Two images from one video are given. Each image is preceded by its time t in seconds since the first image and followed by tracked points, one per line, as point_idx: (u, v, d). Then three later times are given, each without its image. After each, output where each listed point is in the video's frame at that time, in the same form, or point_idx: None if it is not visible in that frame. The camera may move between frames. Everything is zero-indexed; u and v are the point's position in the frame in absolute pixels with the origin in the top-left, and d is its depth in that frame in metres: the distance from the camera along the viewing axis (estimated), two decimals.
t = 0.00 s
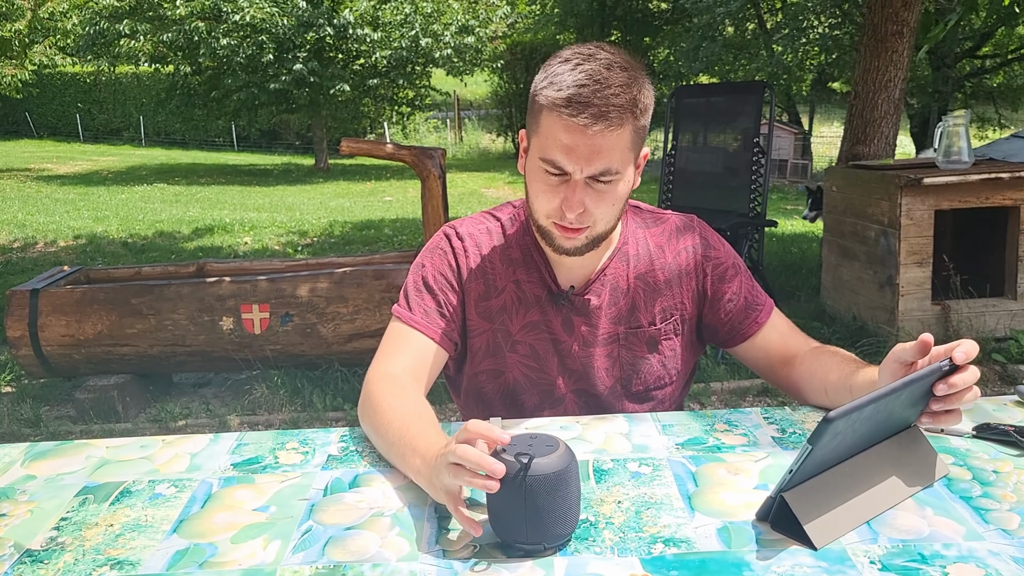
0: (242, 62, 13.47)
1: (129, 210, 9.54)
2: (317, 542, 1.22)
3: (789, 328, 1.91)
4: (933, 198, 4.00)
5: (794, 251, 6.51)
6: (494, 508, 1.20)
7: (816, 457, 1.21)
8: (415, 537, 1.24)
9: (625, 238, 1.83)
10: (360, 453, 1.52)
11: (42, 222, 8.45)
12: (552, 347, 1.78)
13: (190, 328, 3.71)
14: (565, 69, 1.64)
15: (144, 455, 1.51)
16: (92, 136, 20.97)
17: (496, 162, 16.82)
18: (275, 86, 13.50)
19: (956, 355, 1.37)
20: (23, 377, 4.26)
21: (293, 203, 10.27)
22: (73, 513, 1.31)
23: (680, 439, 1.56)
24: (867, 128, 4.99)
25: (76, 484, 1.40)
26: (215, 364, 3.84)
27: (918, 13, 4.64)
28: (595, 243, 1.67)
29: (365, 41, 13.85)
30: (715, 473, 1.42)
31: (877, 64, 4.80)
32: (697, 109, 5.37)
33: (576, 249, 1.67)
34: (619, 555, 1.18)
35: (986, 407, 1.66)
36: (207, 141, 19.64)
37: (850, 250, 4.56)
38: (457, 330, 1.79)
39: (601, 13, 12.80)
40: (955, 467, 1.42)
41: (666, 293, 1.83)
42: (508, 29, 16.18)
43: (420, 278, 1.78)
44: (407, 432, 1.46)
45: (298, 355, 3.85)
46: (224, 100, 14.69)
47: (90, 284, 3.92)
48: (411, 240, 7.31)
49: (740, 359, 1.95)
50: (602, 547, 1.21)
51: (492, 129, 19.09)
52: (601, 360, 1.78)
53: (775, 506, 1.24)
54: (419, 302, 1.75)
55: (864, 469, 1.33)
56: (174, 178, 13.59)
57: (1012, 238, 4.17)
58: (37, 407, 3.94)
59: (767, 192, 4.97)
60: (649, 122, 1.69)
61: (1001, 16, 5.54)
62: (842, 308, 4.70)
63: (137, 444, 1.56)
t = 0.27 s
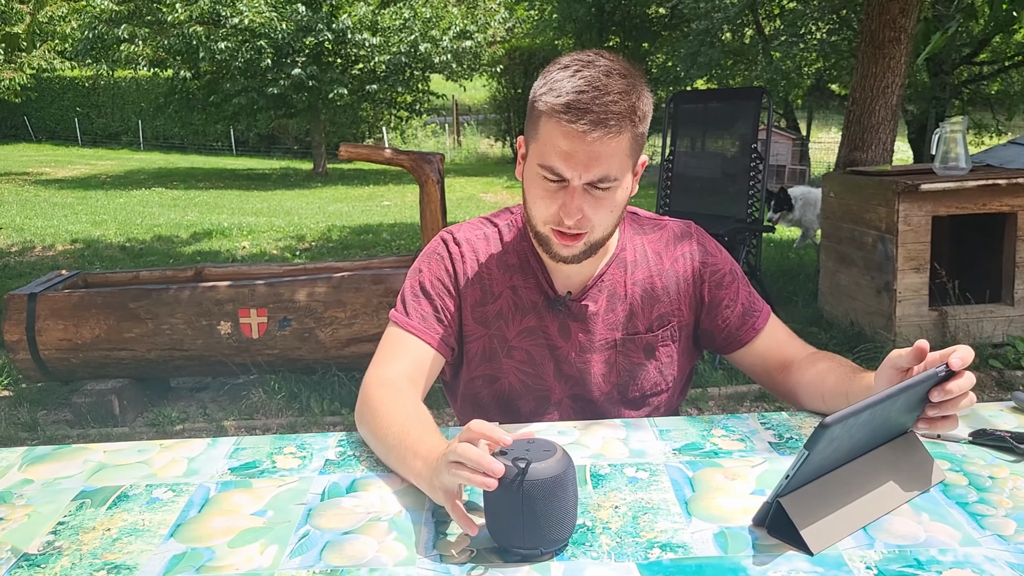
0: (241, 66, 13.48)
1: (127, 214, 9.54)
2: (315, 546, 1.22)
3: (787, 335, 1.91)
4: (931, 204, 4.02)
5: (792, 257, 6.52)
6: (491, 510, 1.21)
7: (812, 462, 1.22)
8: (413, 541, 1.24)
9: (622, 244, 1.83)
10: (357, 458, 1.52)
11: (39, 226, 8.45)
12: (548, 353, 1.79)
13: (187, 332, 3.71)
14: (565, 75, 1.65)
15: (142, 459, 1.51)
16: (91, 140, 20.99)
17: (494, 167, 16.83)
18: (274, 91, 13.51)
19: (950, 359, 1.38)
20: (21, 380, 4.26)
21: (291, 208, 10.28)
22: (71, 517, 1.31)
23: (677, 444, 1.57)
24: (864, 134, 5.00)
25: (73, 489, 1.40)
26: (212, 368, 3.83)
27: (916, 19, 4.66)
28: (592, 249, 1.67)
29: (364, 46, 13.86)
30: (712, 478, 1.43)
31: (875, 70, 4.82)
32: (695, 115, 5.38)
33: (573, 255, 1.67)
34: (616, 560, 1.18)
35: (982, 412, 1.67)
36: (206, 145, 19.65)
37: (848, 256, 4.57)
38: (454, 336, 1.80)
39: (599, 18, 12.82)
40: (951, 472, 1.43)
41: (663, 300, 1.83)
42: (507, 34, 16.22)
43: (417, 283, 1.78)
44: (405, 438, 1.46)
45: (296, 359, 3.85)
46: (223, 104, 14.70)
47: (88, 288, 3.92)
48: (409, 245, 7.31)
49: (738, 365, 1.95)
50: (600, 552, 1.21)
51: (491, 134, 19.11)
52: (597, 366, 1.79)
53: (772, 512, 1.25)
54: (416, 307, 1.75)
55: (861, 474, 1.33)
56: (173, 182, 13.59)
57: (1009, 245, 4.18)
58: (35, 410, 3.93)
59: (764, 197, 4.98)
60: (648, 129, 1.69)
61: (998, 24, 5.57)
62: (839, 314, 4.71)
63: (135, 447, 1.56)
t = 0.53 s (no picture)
0: (238, 68, 13.47)
1: (124, 216, 9.53)
2: (308, 548, 1.22)
3: (781, 337, 1.92)
4: (927, 206, 4.03)
5: (789, 259, 6.54)
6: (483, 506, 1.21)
7: (804, 464, 1.22)
8: (407, 542, 1.25)
9: (616, 246, 1.83)
10: (352, 460, 1.53)
11: (37, 229, 8.44)
12: (543, 355, 1.79)
13: (184, 334, 3.71)
14: (561, 79, 1.65)
15: (136, 461, 1.51)
16: (89, 142, 20.99)
17: (492, 169, 16.84)
18: (271, 93, 13.50)
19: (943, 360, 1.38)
20: (17, 383, 4.26)
21: (289, 210, 10.28)
22: (64, 518, 1.31)
23: (671, 446, 1.57)
24: (860, 136, 5.01)
25: (67, 490, 1.40)
26: (209, 371, 3.83)
27: (912, 22, 4.67)
28: (589, 252, 1.68)
29: (362, 48, 13.84)
30: (705, 479, 1.43)
31: (871, 73, 4.83)
32: (692, 117, 5.39)
33: (570, 258, 1.68)
34: (608, 561, 1.18)
35: (976, 413, 1.67)
36: (204, 148, 19.66)
37: (844, 258, 4.58)
38: (449, 338, 1.80)
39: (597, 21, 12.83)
40: (944, 473, 1.43)
41: (658, 302, 1.84)
42: (504, 37, 16.23)
43: (412, 285, 1.79)
44: (399, 439, 1.46)
45: (293, 361, 3.85)
46: (220, 107, 14.70)
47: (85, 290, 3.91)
48: (407, 247, 7.32)
49: (732, 367, 1.95)
50: (592, 553, 1.21)
51: (489, 137, 19.12)
52: (592, 368, 1.79)
53: (765, 513, 1.25)
54: (410, 309, 1.75)
55: (854, 475, 1.33)
56: (170, 185, 13.58)
57: (1005, 247, 4.19)
58: (31, 413, 3.93)
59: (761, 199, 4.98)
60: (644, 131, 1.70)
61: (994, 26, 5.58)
62: (835, 316, 4.71)
63: (128, 449, 1.56)
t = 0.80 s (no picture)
0: (238, 68, 13.47)
1: (124, 216, 9.53)
2: (314, 546, 1.22)
3: (785, 336, 1.92)
4: (929, 207, 4.03)
5: (790, 260, 6.53)
6: (493, 505, 1.20)
7: (812, 463, 1.22)
8: (413, 541, 1.24)
9: (621, 246, 1.83)
10: (357, 459, 1.52)
11: (37, 228, 8.43)
12: (546, 354, 1.79)
13: (185, 334, 3.70)
14: (569, 77, 1.64)
15: (141, 460, 1.50)
16: (88, 142, 20.98)
17: (492, 170, 16.84)
18: (271, 93, 13.50)
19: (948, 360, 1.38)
20: (18, 382, 4.25)
21: (289, 211, 10.28)
22: (69, 517, 1.30)
23: (677, 445, 1.56)
24: (862, 137, 5.02)
25: (72, 489, 1.40)
26: (210, 370, 3.83)
27: (913, 23, 4.67)
28: (595, 251, 1.67)
29: (362, 49, 13.84)
30: (711, 478, 1.43)
31: (873, 74, 4.83)
32: (694, 117, 5.39)
33: (576, 257, 1.68)
34: (616, 560, 1.18)
35: (981, 413, 1.67)
36: (204, 148, 19.65)
37: (845, 259, 4.58)
38: (453, 337, 1.79)
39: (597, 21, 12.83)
40: (950, 473, 1.43)
41: (662, 301, 1.83)
42: (504, 37, 16.23)
43: (416, 284, 1.78)
44: (403, 438, 1.46)
45: (294, 361, 3.84)
46: (220, 107, 14.69)
47: (86, 289, 3.91)
48: (408, 247, 7.32)
49: (736, 367, 1.95)
50: (600, 552, 1.20)
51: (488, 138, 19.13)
52: (597, 367, 1.79)
53: (772, 512, 1.25)
54: (414, 308, 1.75)
55: (861, 474, 1.33)
56: (170, 185, 13.58)
57: (1006, 248, 4.19)
58: (32, 412, 3.93)
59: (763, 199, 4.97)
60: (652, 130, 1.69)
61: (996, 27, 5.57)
62: (837, 317, 4.71)
63: (132, 448, 1.56)
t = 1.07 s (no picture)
0: (234, 69, 13.47)
1: (120, 218, 9.51)
2: (308, 550, 1.22)
3: (780, 339, 1.92)
4: (924, 209, 4.04)
5: (786, 262, 6.54)
6: (485, 502, 1.21)
7: (805, 466, 1.22)
8: (407, 545, 1.24)
9: (616, 250, 1.83)
10: (352, 462, 1.52)
11: (33, 230, 8.41)
12: (541, 358, 1.79)
13: (181, 336, 3.70)
14: (568, 81, 1.65)
15: (135, 463, 1.50)
16: (84, 143, 20.93)
17: (489, 172, 16.85)
18: (267, 95, 13.50)
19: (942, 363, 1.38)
20: (13, 385, 4.25)
21: (285, 212, 10.27)
22: (63, 521, 1.30)
23: (671, 448, 1.57)
24: (857, 139, 5.03)
25: (66, 492, 1.40)
26: (205, 372, 3.82)
27: (909, 26, 4.68)
28: (591, 254, 1.68)
29: (359, 51, 13.85)
30: (706, 481, 1.43)
31: (868, 76, 4.84)
32: (689, 120, 5.40)
33: (571, 261, 1.68)
34: (610, 564, 1.18)
35: (975, 416, 1.67)
36: (200, 149, 19.63)
37: (841, 261, 4.59)
38: (448, 340, 1.80)
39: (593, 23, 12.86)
40: (944, 476, 1.43)
41: (657, 306, 1.84)
42: (501, 39, 16.24)
43: (411, 287, 1.78)
44: (397, 441, 1.46)
45: (290, 363, 3.84)
46: (216, 108, 14.67)
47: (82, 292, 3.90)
48: (404, 249, 7.32)
49: (731, 370, 1.95)
50: (594, 556, 1.21)
51: (485, 139, 19.16)
52: (591, 370, 1.79)
53: (766, 515, 1.25)
54: (409, 311, 1.75)
55: (855, 477, 1.33)
56: (166, 186, 13.56)
57: (1001, 250, 4.21)
58: (27, 415, 3.92)
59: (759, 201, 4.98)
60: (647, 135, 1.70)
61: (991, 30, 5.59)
62: (833, 319, 4.72)
63: (127, 451, 1.56)
